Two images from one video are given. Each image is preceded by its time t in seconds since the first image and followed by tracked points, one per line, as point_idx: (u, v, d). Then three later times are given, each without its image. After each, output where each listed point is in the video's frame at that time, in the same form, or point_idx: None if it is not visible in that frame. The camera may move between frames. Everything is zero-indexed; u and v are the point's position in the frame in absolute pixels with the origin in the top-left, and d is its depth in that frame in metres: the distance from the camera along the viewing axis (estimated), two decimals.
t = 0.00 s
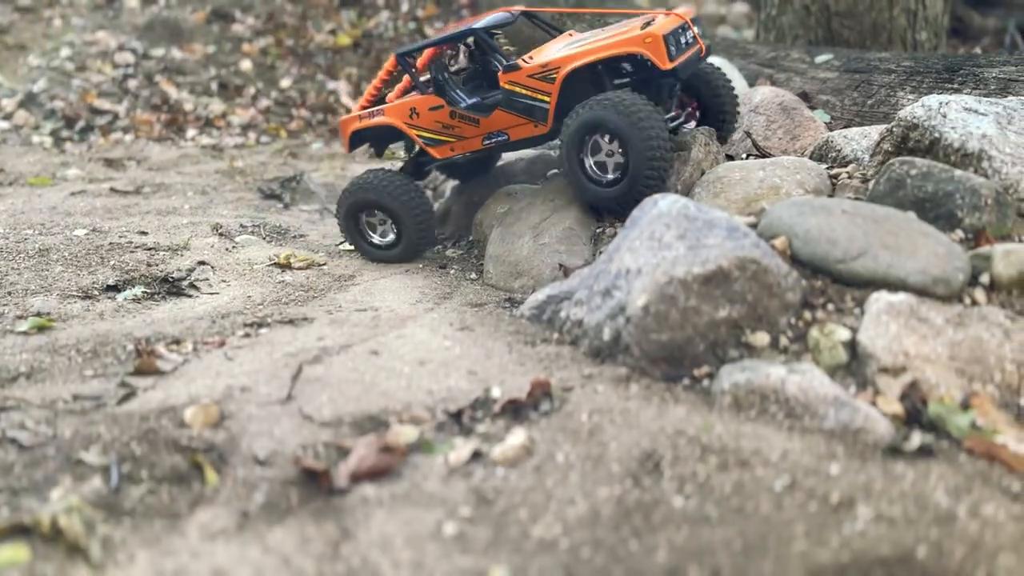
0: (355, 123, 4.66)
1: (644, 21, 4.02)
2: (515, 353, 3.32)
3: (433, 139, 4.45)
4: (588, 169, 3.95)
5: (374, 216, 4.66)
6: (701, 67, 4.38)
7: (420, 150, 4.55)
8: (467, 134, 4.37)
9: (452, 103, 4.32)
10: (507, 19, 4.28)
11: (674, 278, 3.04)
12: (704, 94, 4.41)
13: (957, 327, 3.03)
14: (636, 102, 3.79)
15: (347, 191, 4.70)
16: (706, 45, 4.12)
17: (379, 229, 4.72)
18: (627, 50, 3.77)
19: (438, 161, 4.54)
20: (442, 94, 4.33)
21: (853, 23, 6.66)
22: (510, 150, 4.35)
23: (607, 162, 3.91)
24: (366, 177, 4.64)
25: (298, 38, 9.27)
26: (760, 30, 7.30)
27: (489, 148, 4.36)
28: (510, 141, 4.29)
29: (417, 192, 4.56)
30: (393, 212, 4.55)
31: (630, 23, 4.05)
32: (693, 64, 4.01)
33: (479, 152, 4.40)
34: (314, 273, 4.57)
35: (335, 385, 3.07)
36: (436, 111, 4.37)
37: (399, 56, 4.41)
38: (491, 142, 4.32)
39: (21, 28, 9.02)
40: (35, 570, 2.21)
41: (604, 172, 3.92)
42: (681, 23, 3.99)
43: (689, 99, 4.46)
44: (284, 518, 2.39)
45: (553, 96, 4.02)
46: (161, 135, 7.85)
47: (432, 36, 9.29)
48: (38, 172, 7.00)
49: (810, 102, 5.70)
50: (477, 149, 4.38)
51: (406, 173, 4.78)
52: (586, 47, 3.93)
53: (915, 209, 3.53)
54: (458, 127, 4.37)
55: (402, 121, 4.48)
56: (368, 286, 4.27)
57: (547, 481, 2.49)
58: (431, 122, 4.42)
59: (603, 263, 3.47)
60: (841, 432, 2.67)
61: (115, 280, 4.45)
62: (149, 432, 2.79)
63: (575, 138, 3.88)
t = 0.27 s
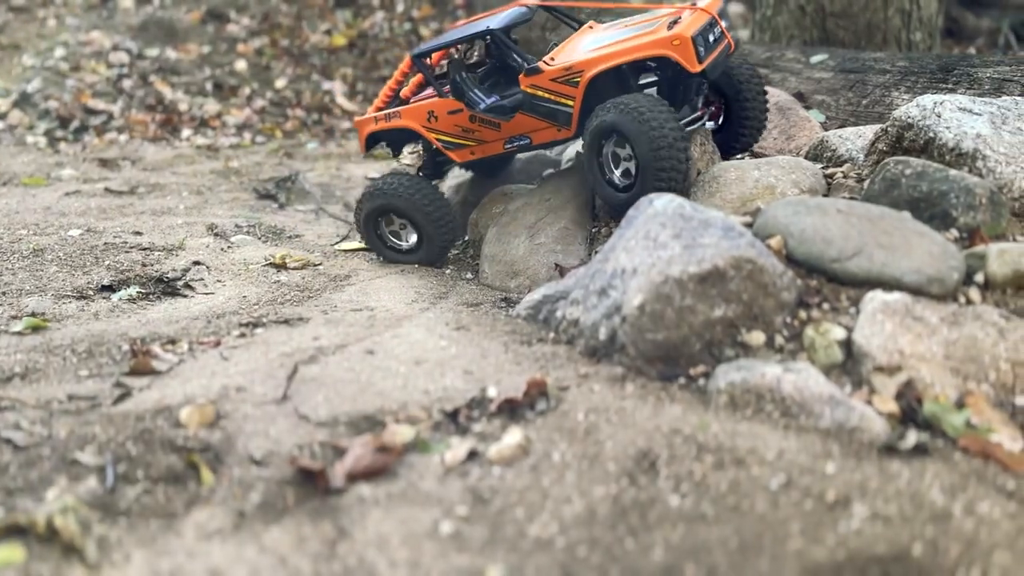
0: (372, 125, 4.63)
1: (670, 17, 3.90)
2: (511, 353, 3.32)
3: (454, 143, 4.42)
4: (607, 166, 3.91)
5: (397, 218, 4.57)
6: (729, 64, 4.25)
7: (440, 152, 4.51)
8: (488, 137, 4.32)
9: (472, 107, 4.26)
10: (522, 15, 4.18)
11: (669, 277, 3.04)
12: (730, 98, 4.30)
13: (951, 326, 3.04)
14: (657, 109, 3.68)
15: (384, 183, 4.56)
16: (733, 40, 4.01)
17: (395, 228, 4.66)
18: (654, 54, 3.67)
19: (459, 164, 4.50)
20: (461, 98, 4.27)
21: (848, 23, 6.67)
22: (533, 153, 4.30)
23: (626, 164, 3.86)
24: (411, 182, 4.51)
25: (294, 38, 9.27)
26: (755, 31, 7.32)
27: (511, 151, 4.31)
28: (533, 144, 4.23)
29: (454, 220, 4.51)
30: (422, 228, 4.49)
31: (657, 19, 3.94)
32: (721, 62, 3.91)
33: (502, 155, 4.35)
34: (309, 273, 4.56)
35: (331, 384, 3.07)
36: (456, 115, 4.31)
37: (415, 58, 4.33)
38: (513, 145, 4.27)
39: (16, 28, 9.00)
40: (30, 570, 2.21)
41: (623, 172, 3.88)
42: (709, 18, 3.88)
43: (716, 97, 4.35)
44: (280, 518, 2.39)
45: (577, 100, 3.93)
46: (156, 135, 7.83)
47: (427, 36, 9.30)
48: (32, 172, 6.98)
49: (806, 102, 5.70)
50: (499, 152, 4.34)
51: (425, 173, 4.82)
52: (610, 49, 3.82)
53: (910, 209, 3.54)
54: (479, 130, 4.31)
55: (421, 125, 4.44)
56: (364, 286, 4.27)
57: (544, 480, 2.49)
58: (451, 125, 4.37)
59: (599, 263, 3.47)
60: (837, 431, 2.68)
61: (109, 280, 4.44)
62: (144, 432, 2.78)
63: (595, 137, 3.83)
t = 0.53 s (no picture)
0: (387, 125, 4.63)
1: (690, 21, 3.84)
2: (505, 351, 3.32)
3: (468, 146, 4.40)
4: (618, 172, 3.88)
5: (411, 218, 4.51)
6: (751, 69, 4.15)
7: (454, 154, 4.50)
8: (501, 141, 4.31)
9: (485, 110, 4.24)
10: (541, 13, 4.22)
11: (662, 276, 3.05)
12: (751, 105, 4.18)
13: (942, 324, 3.06)
14: (665, 121, 3.63)
15: (402, 182, 4.50)
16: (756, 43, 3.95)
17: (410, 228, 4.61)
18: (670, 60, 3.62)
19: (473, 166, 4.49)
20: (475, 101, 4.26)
21: (841, 23, 6.69)
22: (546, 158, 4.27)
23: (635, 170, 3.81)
24: (428, 183, 4.44)
25: (287, 37, 9.26)
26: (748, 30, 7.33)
27: (526, 156, 4.28)
28: (546, 150, 4.20)
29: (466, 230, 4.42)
30: (433, 233, 4.41)
31: (676, 23, 3.88)
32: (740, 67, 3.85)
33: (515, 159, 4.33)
34: (303, 272, 4.56)
35: (324, 383, 3.07)
36: (470, 118, 4.30)
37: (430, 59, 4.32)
38: (527, 149, 4.24)
39: (8, 28, 8.97)
40: (23, 570, 2.20)
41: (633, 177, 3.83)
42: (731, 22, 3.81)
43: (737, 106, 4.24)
44: (273, 516, 2.39)
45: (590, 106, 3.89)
46: (148, 135, 7.81)
47: (421, 36, 9.30)
48: (24, 172, 6.96)
49: (799, 101, 5.69)
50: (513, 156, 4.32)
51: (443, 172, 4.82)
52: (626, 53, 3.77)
53: (901, 208, 3.56)
54: (493, 135, 4.30)
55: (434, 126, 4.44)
56: (357, 285, 4.27)
57: (536, 479, 2.50)
58: (465, 128, 4.35)
59: (592, 262, 3.47)
60: (828, 429, 2.69)
61: (102, 279, 4.43)
62: (137, 431, 2.78)
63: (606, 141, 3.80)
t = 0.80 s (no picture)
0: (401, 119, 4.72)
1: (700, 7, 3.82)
2: (496, 349, 3.33)
3: (475, 136, 4.42)
4: (618, 150, 3.77)
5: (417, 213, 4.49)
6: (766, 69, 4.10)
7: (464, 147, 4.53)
8: (507, 129, 4.30)
9: (493, 98, 4.26)
10: (556, 10, 4.18)
11: (652, 274, 3.06)
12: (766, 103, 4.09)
13: (930, 322, 3.07)
14: (668, 95, 3.53)
15: (410, 176, 4.47)
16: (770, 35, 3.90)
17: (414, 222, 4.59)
18: (674, 36, 3.61)
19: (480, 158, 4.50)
20: (483, 87, 4.30)
21: (833, 24, 6.73)
22: (552, 147, 4.21)
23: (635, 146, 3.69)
24: (437, 179, 4.41)
25: (279, 36, 9.26)
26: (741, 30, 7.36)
27: (531, 145, 4.24)
28: (551, 138, 4.15)
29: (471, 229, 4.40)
30: (438, 229, 4.39)
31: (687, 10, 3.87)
32: (751, 54, 3.79)
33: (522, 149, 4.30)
34: (295, 271, 4.56)
35: (315, 381, 3.07)
36: (478, 105, 4.33)
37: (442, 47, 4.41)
38: (532, 137, 4.21)
39: None
40: (13, 568, 2.21)
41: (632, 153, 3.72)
42: (742, 10, 3.77)
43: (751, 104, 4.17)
44: (264, 514, 2.39)
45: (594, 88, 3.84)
46: (140, 134, 7.78)
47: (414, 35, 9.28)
48: (15, 171, 6.94)
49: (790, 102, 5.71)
50: (519, 145, 4.29)
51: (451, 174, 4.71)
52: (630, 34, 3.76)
53: (890, 207, 3.59)
54: (500, 122, 4.30)
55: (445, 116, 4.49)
56: (349, 284, 4.27)
57: (527, 476, 2.50)
58: (473, 116, 4.38)
59: (583, 261, 3.48)
60: (817, 426, 2.70)
61: (93, 278, 4.43)
62: (127, 430, 2.77)
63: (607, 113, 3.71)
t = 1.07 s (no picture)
0: (384, 120, 4.70)
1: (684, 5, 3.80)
2: (476, 348, 3.35)
3: (459, 136, 4.40)
4: (600, 146, 3.77)
5: (405, 215, 4.47)
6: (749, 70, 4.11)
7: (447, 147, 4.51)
8: (490, 129, 4.29)
9: (477, 97, 4.25)
10: (541, 11, 4.23)
11: (629, 274, 3.08)
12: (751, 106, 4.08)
13: (903, 321, 3.10)
14: (651, 92, 3.50)
15: (409, 176, 4.44)
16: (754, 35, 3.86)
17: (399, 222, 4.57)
18: (654, 33, 3.59)
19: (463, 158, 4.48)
20: (465, 87, 4.29)
21: (818, 23, 6.78)
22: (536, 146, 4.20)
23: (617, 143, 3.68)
24: (431, 185, 4.41)
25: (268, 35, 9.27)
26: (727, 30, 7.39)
27: (514, 144, 4.23)
28: (534, 137, 4.14)
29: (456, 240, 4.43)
30: (424, 235, 4.40)
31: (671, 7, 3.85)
32: (734, 53, 3.77)
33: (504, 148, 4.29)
34: (278, 270, 4.57)
35: (295, 380, 3.09)
36: (461, 104, 4.31)
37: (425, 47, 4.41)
38: (515, 137, 4.19)
39: None
40: None
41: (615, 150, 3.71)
42: (725, 9, 3.74)
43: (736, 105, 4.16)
44: (239, 511, 2.41)
45: (576, 86, 3.83)
46: (127, 134, 7.77)
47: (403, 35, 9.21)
48: None
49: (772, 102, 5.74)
50: (502, 144, 4.28)
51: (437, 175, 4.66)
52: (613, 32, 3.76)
53: (867, 206, 3.62)
54: (483, 122, 4.29)
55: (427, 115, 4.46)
56: (332, 283, 4.29)
57: (502, 473, 2.53)
58: (455, 116, 4.36)
59: (563, 260, 3.51)
60: (789, 423, 2.73)
61: (75, 278, 4.43)
62: (105, 428, 2.79)
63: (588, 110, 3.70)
